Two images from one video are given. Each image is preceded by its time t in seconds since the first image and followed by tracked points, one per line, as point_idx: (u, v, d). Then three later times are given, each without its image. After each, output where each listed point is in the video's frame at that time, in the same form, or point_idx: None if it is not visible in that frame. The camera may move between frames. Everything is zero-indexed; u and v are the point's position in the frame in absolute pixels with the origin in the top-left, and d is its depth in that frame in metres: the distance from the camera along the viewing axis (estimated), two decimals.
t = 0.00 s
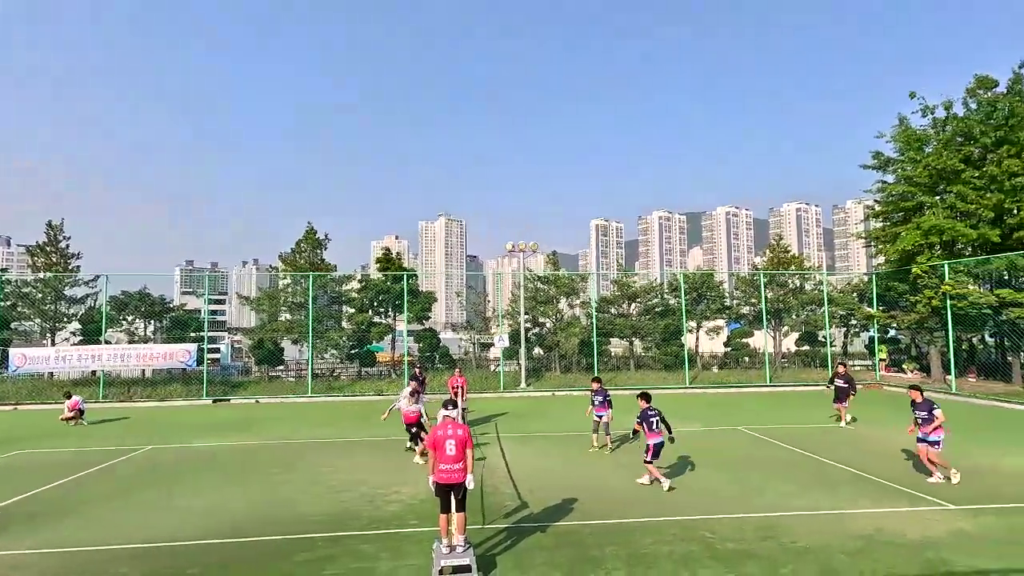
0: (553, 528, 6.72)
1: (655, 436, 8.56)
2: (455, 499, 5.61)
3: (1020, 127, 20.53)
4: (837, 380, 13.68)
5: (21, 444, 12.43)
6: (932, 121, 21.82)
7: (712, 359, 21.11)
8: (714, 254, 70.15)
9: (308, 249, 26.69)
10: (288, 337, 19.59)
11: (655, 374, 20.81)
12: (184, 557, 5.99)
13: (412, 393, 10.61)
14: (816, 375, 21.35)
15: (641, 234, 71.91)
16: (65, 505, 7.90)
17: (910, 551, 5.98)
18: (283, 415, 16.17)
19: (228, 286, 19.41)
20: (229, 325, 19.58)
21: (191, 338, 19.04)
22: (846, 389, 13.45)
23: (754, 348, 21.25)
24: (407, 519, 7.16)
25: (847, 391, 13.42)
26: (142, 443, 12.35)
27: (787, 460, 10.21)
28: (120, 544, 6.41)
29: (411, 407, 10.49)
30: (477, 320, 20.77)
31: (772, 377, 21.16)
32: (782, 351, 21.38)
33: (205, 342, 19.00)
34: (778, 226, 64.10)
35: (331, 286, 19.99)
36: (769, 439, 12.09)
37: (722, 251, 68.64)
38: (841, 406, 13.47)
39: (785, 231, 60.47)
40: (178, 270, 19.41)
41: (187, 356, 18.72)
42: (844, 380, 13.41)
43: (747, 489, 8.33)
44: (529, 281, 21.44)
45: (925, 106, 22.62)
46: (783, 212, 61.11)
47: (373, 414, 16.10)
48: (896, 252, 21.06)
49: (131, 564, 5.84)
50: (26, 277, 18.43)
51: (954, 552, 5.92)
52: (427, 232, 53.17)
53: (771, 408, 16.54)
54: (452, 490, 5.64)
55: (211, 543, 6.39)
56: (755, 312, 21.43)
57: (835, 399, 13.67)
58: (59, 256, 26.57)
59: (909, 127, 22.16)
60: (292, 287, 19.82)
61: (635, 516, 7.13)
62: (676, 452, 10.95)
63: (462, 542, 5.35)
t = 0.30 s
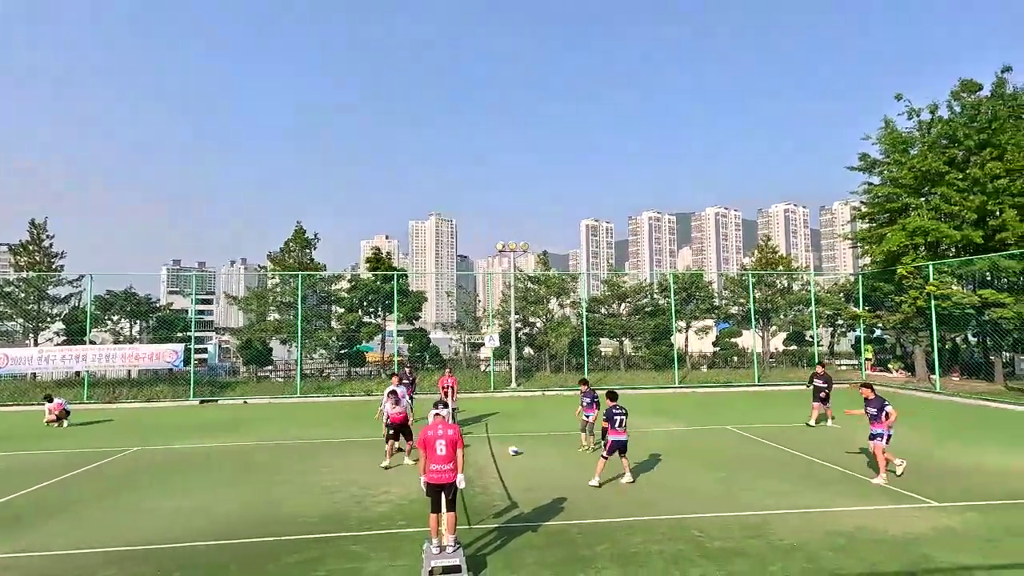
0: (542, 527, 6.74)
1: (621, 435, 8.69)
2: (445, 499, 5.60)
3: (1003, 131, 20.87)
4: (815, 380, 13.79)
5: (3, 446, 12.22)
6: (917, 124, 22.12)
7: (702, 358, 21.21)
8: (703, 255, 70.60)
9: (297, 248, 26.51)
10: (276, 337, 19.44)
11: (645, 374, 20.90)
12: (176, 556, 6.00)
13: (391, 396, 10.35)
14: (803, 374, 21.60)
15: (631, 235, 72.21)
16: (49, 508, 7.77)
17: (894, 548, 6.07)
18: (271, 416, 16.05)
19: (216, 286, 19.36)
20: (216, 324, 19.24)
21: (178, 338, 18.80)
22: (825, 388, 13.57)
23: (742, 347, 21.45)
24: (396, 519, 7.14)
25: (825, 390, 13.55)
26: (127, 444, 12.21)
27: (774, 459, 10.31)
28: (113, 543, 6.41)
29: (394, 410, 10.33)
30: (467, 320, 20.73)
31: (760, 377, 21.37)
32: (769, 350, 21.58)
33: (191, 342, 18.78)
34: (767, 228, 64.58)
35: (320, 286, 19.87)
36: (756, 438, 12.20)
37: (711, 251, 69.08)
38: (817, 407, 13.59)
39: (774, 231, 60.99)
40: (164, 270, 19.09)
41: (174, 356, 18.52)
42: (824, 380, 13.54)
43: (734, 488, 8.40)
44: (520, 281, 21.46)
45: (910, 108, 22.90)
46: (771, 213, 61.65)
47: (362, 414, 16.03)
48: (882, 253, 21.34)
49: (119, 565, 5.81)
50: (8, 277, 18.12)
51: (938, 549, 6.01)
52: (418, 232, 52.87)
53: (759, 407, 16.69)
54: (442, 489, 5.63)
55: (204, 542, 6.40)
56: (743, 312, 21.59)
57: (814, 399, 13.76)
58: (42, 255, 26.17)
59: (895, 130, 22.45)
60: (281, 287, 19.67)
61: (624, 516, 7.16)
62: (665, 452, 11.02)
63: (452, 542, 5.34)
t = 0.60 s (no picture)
0: (532, 529, 6.73)
1: (597, 438, 8.70)
2: (435, 502, 5.58)
3: (983, 136, 21.26)
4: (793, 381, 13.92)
5: None
6: (902, 128, 22.47)
7: (690, 360, 21.36)
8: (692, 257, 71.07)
9: (285, 250, 26.33)
10: (264, 339, 19.26)
11: (634, 375, 20.97)
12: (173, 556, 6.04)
13: (369, 396, 10.43)
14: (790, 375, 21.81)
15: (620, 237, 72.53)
16: (32, 513, 7.63)
17: (880, 547, 6.14)
18: (259, 418, 15.89)
19: (201, 287, 19.41)
20: (203, 326, 19.18)
21: (164, 340, 18.50)
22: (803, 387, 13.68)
23: (731, 349, 21.60)
24: (385, 522, 7.10)
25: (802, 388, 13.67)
26: (111, 447, 12.03)
27: (762, 459, 10.39)
28: (108, 544, 6.41)
29: (372, 411, 10.20)
30: (456, 322, 20.71)
31: (748, 378, 21.54)
32: (757, 352, 21.76)
33: (177, 344, 18.55)
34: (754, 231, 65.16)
35: (308, 287, 19.73)
36: (744, 439, 12.29)
37: (700, 254, 69.56)
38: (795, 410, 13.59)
39: (762, 234, 61.56)
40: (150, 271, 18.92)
41: (159, 359, 18.30)
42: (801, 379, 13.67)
43: (723, 489, 8.45)
44: (510, 283, 21.47)
45: (895, 113, 23.24)
46: (759, 216, 62.23)
47: (351, 416, 15.93)
48: (867, 255, 21.62)
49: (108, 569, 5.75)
50: None
51: (923, 548, 6.08)
52: (407, 234, 52.65)
53: (747, 409, 16.81)
54: (432, 493, 5.61)
55: (202, 542, 6.45)
56: (731, 313, 21.76)
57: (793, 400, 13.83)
58: (24, 256, 25.75)
59: (880, 134, 22.77)
60: (269, 288, 19.50)
61: (613, 517, 7.18)
62: (653, 453, 11.07)
63: (442, 544, 5.31)
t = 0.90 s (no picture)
0: (516, 532, 6.72)
1: (583, 438, 8.72)
2: (421, 506, 5.55)
3: (959, 143, 21.75)
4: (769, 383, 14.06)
5: None
6: (881, 134, 22.92)
7: (675, 362, 21.53)
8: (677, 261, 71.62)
9: (269, 251, 26.06)
10: (247, 342, 19.01)
11: (620, 377, 21.06)
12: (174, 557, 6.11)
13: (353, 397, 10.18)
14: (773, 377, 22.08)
15: (606, 240, 72.90)
16: (12, 518, 7.47)
17: (860, 546, 6.23)
18: (241, 422, 15.66)
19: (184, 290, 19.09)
20: (185, 330, 19.00)
21: (143, 343, 18.14)
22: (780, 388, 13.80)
23: (716, 351, 21.78)
24: (369, 527, 7.05)
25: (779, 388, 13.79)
26: (89, 452, 11.77)
27: (745, 460, 10.49)
28: (106, 545, 6.44)
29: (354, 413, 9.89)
30: (443, 326, 20.74)
31: (732, 380, 21.74)
32: (741, 355, 21.99)
33: (158, 347, 18.22)
34: (738, 234, 65.89)
35: (292, 289, 19.54)
36: (727, 441, 12.41)
37: (684, 257, 70.14)
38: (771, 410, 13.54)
39: (745, 238, 62.28)
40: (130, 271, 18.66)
41: (139, 362, 17.98)
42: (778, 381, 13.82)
43: (709, 491, 8.48)
44: (496, 285, 21.50)
45: (875, 119, 23.69)
46: (742, 220, 62.99)
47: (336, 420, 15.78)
48: (848, 259, 21.98)
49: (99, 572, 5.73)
50: None
51: (902, 547, 6.19)
52: (393, 236, 52.38)
53: (731, 410, 16.95)
54: (417, 497, 5.58)
55: (200, 542, 6.52)
56: (716, 316, 21.97)
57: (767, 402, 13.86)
58: None
59: (860, 140, 23.20)
60: (252, 291, 19.26)
61: (598, 519, 7.19)
62: (639, 455, 11.11)
63: (426, 549, 5.27)
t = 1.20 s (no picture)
0: (499, 534, 6.70)
1: (579, 436, 8.81)
2: (402, 508, 5.51)
3: (932, 149, 22.29)
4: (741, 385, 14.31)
5: None
6: (858, 140, 23.41)
7: (656, 363, 21.74)
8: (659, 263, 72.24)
9: (249, 252, 25.72)
10: (226, 344, 18.70)
11: (604, 378, 21.16)
12: (179, 553, 6.22)
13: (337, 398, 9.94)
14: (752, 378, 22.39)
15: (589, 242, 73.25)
16: None
17: (836, 544, 6.33)
18: (219, 425, 15.39)
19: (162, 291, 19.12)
20: (163, 332, 18.76)
21: (117, 345, 17.66)
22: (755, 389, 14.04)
23: (698, 352, 21.99)
24: (350, 530, 6.97)
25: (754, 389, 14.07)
26: (60, 458, 11.46)
27: (725, 461, 10.62)
28: (106, 545, 6.47)
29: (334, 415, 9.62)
30: (426, 327, 20.77)
31: (714, 381, 21.95)
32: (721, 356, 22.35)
33: (133, 349, 17.80)
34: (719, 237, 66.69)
35: (272, 290, 19.28)
36: (708, 441, 12.54)
37: (666, 259, 70.80)
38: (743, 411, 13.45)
39: (726, 241, 63.06)
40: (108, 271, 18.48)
41: (114, 364, 17.46)
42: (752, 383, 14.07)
43: (690, 491, 8.56)
44: (479, 286, 21.49)
45: (852, 125, 24.19)
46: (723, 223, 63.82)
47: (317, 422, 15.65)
48: (825, 262, 22.39)
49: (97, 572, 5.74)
50: None
51: (876, 545, 6.30)
52: (376, 237, 51.97)
53: (712, 411, 17.12)
54: (399, 499, 5.53)
55: (191, 544, 6.49)
56: (697, 318, 22.21)
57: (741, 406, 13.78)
58: None
59: (837, 145, 23.66)
60: (231, 291, 18.96)
61: (580, 521, 7.20)
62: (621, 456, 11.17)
63: (407, 552, 5.23)
